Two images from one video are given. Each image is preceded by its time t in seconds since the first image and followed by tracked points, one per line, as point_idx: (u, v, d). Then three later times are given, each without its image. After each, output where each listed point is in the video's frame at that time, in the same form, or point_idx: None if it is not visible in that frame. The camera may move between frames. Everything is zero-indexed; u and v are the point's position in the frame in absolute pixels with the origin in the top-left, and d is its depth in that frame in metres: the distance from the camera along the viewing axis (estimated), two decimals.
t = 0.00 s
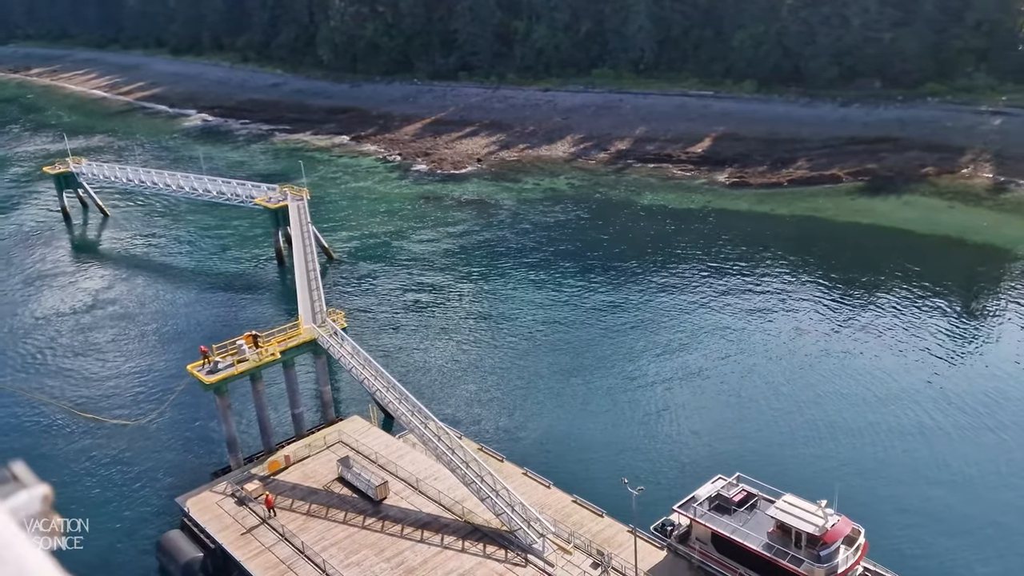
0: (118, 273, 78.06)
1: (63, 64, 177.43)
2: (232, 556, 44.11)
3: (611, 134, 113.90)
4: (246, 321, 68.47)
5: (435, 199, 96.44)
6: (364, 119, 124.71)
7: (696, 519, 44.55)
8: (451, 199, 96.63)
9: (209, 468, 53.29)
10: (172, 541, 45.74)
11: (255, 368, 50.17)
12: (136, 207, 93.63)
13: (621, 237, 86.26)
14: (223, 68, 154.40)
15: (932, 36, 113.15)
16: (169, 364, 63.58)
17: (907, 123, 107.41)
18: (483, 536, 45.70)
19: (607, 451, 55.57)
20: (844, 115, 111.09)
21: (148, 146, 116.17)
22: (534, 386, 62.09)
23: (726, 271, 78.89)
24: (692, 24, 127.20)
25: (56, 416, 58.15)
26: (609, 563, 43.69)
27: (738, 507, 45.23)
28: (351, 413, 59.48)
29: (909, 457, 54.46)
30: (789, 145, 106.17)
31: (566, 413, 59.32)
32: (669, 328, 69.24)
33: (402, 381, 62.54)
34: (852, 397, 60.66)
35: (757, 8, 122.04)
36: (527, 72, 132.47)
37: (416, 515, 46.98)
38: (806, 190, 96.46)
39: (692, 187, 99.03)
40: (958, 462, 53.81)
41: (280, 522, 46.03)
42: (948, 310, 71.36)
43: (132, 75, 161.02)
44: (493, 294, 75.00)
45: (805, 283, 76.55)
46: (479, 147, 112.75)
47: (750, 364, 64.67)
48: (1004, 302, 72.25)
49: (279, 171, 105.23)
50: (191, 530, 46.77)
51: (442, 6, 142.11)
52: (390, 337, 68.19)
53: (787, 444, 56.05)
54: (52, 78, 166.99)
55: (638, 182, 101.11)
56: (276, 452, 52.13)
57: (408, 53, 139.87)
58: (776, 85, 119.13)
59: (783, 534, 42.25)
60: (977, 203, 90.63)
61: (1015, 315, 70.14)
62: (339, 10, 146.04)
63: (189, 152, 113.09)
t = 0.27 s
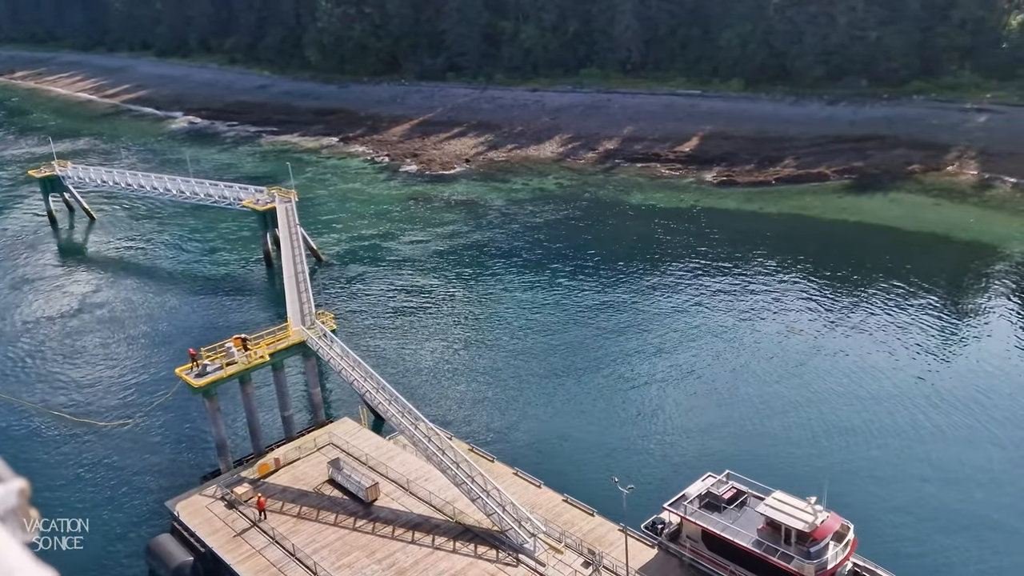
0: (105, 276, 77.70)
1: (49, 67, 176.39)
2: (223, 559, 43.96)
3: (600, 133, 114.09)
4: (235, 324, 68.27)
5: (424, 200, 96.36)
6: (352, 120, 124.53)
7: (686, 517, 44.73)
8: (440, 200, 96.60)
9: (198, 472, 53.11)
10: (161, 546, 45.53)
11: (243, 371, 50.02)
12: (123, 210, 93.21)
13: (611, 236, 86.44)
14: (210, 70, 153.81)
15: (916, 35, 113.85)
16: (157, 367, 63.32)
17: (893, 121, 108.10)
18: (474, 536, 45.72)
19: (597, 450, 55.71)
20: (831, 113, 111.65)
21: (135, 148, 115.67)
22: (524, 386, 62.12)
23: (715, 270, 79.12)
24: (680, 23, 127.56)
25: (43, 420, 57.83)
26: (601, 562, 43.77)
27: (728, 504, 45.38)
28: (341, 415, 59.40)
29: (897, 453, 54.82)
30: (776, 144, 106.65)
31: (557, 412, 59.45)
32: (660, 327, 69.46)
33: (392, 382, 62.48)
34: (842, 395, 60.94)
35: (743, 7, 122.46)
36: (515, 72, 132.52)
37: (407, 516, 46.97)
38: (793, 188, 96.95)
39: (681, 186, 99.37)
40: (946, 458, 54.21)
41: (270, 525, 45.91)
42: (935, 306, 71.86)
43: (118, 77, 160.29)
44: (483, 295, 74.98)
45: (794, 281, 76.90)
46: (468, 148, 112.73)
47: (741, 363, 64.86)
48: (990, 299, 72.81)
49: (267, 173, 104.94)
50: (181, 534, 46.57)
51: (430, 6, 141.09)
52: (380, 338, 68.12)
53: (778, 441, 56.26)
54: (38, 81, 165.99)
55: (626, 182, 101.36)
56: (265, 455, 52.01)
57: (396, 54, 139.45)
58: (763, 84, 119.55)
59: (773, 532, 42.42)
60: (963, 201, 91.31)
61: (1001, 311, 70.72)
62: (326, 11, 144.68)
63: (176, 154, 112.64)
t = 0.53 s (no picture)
0: (91, 280, 77.31)
1: (32, 70, 175.19)
2: (212, 563, 43.81)
3: (586, 132, 114.27)
4: (223, 326, 68.05)
5: (412, 201, 96.22)
6: (339, 121, 124.27)
7: (676, 514, 44.93)
8: (428, 200, 96.50)
9: (186, 475, 52.90)
10: (150, 550, 45.35)
11: (232, 374, 49.83)
12: (108, 214, 92.74)
13: (599, 235, 86.58)
14: (195, 72, 153.13)
15: (900, 32, 114.62)
16: (144, 371, 63.04)
17: (877, 118, 108.83)
18: (465, 536, 45.71)
19: (588, 448, 55.82)
20: (816, 110, 112.24)
21: (120, 151, 115.06)
22: (515, 386, 62.18)
23: (704, 268, 79.37)
24: (665, 22, 127.91)
25: (29, 426, 57.51)
26: (591, 560, 43.84)
27: (717, 501, 45.68)
28: (331, 416, 59.29)
29: (885, 448, 55.16)
30: (762, 141, 107.10)
31: (547, 411, 59.53)
32: (649, 326, 69.63)
33: (382, 383, 62.38)
34: (833, 391, 61.16)
35: (727, 6, 122.94)
36: (501, 72, 132.49)
37: (397, 517, 46.94)
38: (779, 186, 97.44)
39: (668, 184, 99.67)
40: (933, 452, 54.59)
41: (260, 527, 45.75)
42: (923, 304, 72.16)
43: (103, 80, 159.39)
44: (473, 295, 74.95)
45: (783, 278, 77.26)
46: (455, 148, 112.68)
47: (731, 360, 65.04)
48: (978, 295, 73.27)
49: (253, 174, 104.59)
50: (170, 538, 46.40)
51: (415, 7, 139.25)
52: (369, 339, 67.98)
53: (768, 438, 56.47)
54: (21, 84, 164.79)
55: (613, 180, 101.59)
56: (255, 458, 51.85)
57: (382, 55, 138.40)
58: (749, 82, 119.99)
59: (762, 527, 42.65)
60: (947, 196, 92.04)
61: (988, 306, 71.28)
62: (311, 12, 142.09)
63: (161, 157, 112.06)
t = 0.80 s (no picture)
0: (75, 283, 76.77)
1: (12, 72, 173.57)
2: (201, 566, 43.59)
3: (572, 130, 114.37)
4: (209, 328, 67.73)
5: (399, 200, 96.05)
6: (324, 121, 123.85)
7: (665, 511, 45.12)
8: (414, 200, 96.34)
9: (174, 478, 52.65)
10: (138, 554, 45.08)
11: (218, 376, 49.55)
12: (92, 216, 92.08)
13: (587, 234, 86.64)
14: (178, 73, 152.21)
15: (883, 28, 115.22)
16: (130, 374, 62.66)
17: (861, 114, 109.58)
18: (454, 536, 45.71)
19: (577, 446, 55.90)
20: (800, 107, 112.82)
21: (103, 153, 114.21)
22: (504, 385, 62.15)
23: (692, 265, 79.59)
24: (650, 19, 128.18)
25: (13, 431, 57.07)
26: (581, 557, 43.92)
27: (706, 497, 45.97)
28: (319, 417, 59.13)
29: (872, 442, 55.52)
30: (747, 138, 107.51)
31: (536, 410, 59.55)
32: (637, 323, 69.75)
33: (370, 383, 62.25)
34: (821, 387, 61.45)
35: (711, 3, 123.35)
36: (486, 71, 132.31)
37: (387, 517, 46.87)
38: (764, 182, 97.87)
39: (654, 182, 99.91)
40: (919, 445, 54.98)
41: (249, 530, 45.57)
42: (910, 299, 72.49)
43: (85, 81, 158.17)
44: (461, 294, 74.87)
45: (770, 275, 77.56)
46: (441, 147, 112.53)
47: (720, 357, 65.23)
48: (963, 289, 73.78)
49: (238, 175, 104.06)
50: (158, 541, 46.15)
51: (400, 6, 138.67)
52: (357, 339, 67.80)
53: (757, 434, 56.67)
54: (2, 86, 163.16)
55: (600, 178, 101.71)
56: (243, 460, 51.63)
57: (366, 54, 137.59)
58: (733, 79, 120.42)
59: (750, 522, 42.88)
60: (931, 191, 92.89)
61: (973, 301, 71.80)
62: (294, 10, 141.20)
63: (145, 158, 111.33)
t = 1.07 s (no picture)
0: (60, 285, 76.28)
1: None
2: (190, 568, 43.42)
3: (559, 129, 114.51)
4: (196, 330, 67.49)
5: (386, 200, 95.87)
6: (310, 121, 123.48)
7: (654, 507, 45.17)
8: (401, 199, 96.15)
9: (162, 480, 52.45)
10: (127, 558, 44.87)
11: (205, 377, 49.35)
12: (77, 218, 91.50)
13: (575, 232, 86.76)
14: (163, 74, 151.35)
15: (866, 25, 115.92)
16: (116, 376, 62.33)
17: (845, 110, 110.29)
18: (444, 535, 45.72)
19: (566, 444, 56.00)
20: (786, 104, 113.40)
21: (87, 155, 113.45)
22: (494, 385, 62.10)
23: (681, 262, 79.81)
24: (635, 17, 128.67)
25: None
26: (570, 554, 44.04)
27: (695, 492, 45.92)
28: (307, 418, 58.97)
29: (858, 436, 55.95)
30: (733, 136, 107.89)
31: (526, 408, 59.60)
32: (626, 321, 69.90)
33: (358, 383, 62.15)
34: (809, 383, 61.70)
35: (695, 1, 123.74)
36: (472, 69, 131.96)
37: (376, 517, 46.81)
38: (749, 179, 98.33)
39: (640, 179, 100.19)
40: (906, 440, 55.41)
41: (238, 531, 45.41)
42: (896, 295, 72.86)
43: (69, 83, 157.05)
44: (450, 294, 74.74)
45: (758, 272, 77.81)
46: (427, 146, 112.38)
47: (709, 354, 65.36)
48: (949, 284, 74.26)
49: (224, 176, 103.61)
50: (147, 544, 45.92)
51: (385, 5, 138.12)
52: (345, 340, 67.61)
53: (747, 431, 56.83)
54: None
55: (586, 176, 101.89)
56: (231, 461, 51.46)
57: (352, 53, 137.02)
58: (719, 77, 120.71)
59: (739, 517, 42.92)
60: (915, 186, 93.66)
61: (959, 296, 72.28)
62: (279, 11, 139.96)
63: (130, 160, 110.66)
